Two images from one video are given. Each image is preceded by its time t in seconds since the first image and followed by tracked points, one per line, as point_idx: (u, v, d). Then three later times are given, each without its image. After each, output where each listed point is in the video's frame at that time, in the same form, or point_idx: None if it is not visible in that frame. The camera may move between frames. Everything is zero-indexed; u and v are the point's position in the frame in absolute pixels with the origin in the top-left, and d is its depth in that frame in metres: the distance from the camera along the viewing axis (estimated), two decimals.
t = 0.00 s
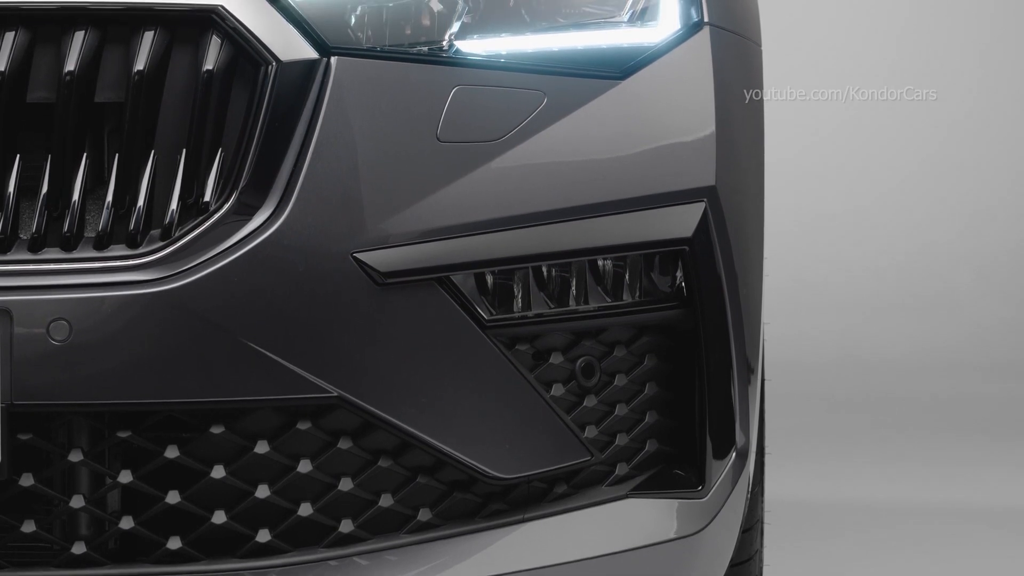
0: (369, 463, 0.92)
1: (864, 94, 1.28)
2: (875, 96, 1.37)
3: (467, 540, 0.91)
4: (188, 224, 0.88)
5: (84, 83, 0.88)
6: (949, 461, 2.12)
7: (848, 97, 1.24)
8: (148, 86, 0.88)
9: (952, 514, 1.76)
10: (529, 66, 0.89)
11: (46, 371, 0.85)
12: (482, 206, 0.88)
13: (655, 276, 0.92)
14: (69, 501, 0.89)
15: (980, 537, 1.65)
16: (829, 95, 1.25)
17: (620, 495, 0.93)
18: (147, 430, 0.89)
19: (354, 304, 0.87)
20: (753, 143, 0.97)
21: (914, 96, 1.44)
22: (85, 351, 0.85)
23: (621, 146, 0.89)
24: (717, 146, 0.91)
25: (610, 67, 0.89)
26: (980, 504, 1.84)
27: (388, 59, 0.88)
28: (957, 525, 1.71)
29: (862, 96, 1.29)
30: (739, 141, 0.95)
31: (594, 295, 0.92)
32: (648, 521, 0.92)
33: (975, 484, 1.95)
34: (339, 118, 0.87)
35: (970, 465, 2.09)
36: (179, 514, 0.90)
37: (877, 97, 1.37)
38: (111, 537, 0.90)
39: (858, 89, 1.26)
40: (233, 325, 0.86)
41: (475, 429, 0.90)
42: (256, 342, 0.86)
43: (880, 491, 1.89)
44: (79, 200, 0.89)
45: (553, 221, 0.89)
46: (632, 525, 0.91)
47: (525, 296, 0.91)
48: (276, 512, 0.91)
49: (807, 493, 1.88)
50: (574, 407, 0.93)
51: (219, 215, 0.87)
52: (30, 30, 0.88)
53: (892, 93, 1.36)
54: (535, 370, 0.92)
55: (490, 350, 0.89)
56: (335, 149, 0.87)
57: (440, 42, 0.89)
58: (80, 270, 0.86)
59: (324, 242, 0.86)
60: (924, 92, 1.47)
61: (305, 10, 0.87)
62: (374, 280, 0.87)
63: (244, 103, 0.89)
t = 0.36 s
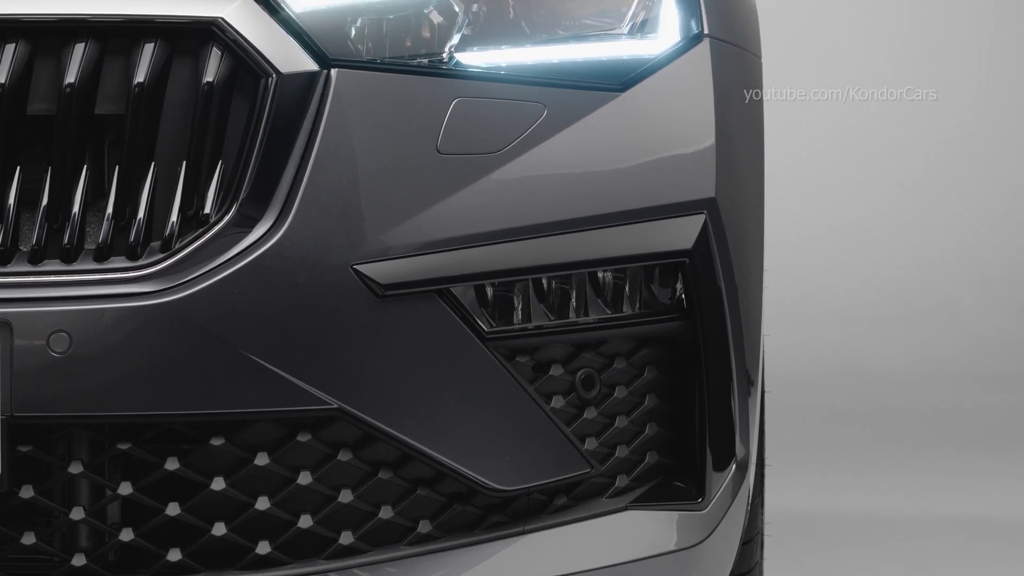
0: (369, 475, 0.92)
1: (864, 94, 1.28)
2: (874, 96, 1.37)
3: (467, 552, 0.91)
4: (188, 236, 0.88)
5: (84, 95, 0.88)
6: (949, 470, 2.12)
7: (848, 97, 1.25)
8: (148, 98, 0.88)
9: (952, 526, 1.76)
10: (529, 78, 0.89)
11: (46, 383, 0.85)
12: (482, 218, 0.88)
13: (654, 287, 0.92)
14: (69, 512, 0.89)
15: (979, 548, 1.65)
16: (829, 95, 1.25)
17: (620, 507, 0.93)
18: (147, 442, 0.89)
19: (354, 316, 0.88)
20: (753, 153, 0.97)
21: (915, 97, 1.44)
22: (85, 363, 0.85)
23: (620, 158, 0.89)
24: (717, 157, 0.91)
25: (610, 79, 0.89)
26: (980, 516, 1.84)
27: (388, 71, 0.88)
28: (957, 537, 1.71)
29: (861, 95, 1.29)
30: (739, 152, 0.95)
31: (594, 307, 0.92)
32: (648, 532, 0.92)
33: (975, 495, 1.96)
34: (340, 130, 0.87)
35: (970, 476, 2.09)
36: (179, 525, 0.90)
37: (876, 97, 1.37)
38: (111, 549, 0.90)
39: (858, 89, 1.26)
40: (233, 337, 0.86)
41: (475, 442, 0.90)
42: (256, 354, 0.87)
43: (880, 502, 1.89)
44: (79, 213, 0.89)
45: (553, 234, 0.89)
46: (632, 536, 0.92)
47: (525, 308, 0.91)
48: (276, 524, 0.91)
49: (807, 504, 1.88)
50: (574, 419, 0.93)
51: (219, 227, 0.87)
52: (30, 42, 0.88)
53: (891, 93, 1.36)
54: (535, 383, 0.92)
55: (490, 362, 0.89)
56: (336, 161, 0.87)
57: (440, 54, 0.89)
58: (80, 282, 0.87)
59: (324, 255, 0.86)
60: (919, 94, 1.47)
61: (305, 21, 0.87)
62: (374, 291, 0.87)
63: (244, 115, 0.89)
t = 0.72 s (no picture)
0: (369, 488, 0.92)
1: (864, 95, 1.29)
2: (874, 96, 1.38)
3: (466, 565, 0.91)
4: (188, 249, 0.88)
5: (84, 108, 0.88)
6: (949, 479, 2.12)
7: (848, 97, 1.26)
8: (148, 111, 0.88)
9: (951, 539, 1.76)
10: (529, 91, 0.89)
11: (46, 396, 0.85)
12: (482, 231, 0.88)
13: (654, 300, 0.92)
14: (68, 526, 0.89)
15: (978, 561, 1.65)
16: (829, 95, 1.26)
17: (620, 520, 0.93)
18: (147, 455, 0.89)
19: (355, 330, 0.88)
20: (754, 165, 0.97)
21: (914, 97, 1.46)
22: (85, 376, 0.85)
23: (621, 171, 0.89)
24: (716, 171, 0.91)
25: (610, 92, 0.89)
26: (981, 528, 1.84)
27: (388, 84, 0.88)
28: (958, 550, 1.71)
29: (860, 94, 1.30)
30: (739, 164, 0.95)
31: (594, 320, 0.92)
32: (648, 545, 0.92)
33: (975, 506, 1.96)
34: (340, 143, 0.87)
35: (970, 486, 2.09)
36: (179, 538, 0.90)
37: (876, 97, 1.37)
38: (111, 562, 0.90)
39: (858, 89, 1.27)
40: (233, 350, 0.86)
41: (476, 455, 0.90)
42: (257, 367, 0.87)
43: (879, 514, 1.89)
44: (79, 226, 0.89)
45: (553, 247, 0.89)
46: (632, 549, 0.92)
47: (525, 321, 0.91)
48: (276, 537, 0.91)
49: (806, 517, 1.88)
50: (574, 432, 0.93)
51: (218, 240, 0.87)
52: (30, 55, 0.88)
53: (891, 93, 1.37)
54: (535, 396, 0.92)
55: (490, 375, 0.89)
56: (336, 174, 0.87)
57: (440, 67, 0.89)
58: (80, 295, 0.87)
59: (324, 268, 0.86)
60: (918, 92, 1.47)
61: (305, 34, 0.88)
62: (374, 304, 0.87)
63: (244, 128, 0.89)
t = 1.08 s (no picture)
0: (369, 502, 0.92)
1: (863, 95, 1.31)
2: (874, 96, 1.41)
3: None
4: (188, 263, 0.88)
5: (84, 122, 0.88)
6: (948, 490, 2.12)
7: (848, 97, 1.28)
8: (148, 124, 0.88)
9: (949, 553, 1.76)
10: (529, 104, 0.89)
11: (46, 410, 0.86)
12: (482, 244, 0.88)
13: (654, 313, 0.92)
14: (69, 539, 0.90)
15: None
16: (828, 95, 1.28)
17: (620, 534, 0.93)
18: (147, 468, 0.89)
19: (355, 344, 0.88)
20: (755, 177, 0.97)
21: (911, 98, 1.51)
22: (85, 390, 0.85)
23: (621, 185, 0.89)
24: (716, 184, 0.91)
25: (610, 106, 0.89)
26: (981, 541, 1.84)
27: (388, 97, 0.88)
28: (957, 564, 1.71)
29: (859, 96, 1.32)
30: (739, 178, 0.95)
31: (594, 334, 0.92)
32: (648, 558, 0.92)
33: (974, 518, 1.96)
34: (340, 157, 0.87)
35: (970, 496, 2.10)
36: (179, 552, 0.91)
37: (875, 98, 1.40)
38: None
39: (858, 89, 1.30)
40: (233, 364, 0.86)
41: (476, 469, 0.90)
42: (256, 380, 0.87)
43: (878, 528, 1.89)
44: (79, 240, 0.89)
45: (553, 260, 0.89)
46: (632, 563, 0.92)
47: (525, 334, 0.91)
48: (276, 550, 0.91)
49: (805, 530, 1.88)
50: (574, 446, 0.93)
51: (218, 254, 0.87)
52: (31, 68, 0.88)
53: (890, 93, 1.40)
54: (535, 409, 0.92)
55: (491, 389, 0.89)
56: (336, 188, 0.87)
57: (440, 81, 0.89)
58: (80, 309, 0.87)
59: (324, 282, 0.87)
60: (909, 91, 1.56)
61: (304, 47, 0.88)
62: (374, 318, 0.87)
63: (244, 142, 0.89)
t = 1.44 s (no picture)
0: (369, 516, 0.92)
1: (864, 95, 1.37)
2: (875, 93, 1.45)
3: None
4: (188, 277, 0.88)
5: (85, 136, 0.88)
6: (947, 501, 2.12)
7: (847, 96, 1.32)
8: (149, 139, 0.88)
9: (948, 566, 1.77)
10: (529, 119, 0.89)
11: (45, 424, 0.86)
12: (482, 258, 0.88)
13: (655, 328, 0.92)
14: (69, 553, 0.90)
15: None
16: (829, 95, 1.33)
17: (620, 548, 0.93)
18: (148, 483, 0.89)
19: (355, 359, 0.88)
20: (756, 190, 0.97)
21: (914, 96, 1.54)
22: (85, 405, 0.85)
23: (621, 199, 0.89)
24: (717, 199, 0.91)
25: (610, 120, 0.90)
26: (980, 554, 1.84)
27: (388, 112, 0.88)
28: None
29: (848, 104, 1.44)
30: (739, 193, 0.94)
31: (594, 348, 0.92)
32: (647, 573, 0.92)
33: (973, 531, 1.96)
34: (340, 171, 0.87)
35: (969, 507, 2.10)
36: (179, 566, 0.91)
37: (876, 97, 1.47)
38: None
39: (858, 89, 1.33)
40: (233, 378, 0.86)
41: (476, 483, 0.90)
42: (257, 395, 0.87)
43: (877, 540, 1.89)
44: (80, 255, 0.90)
45: (553, 274, 0.89)
46: None
47: (525, 349, 0.91)
48: (276, 564, 0.91)
49: (805, 542, 1.88)
50: (574, 460, 0.93)
51: (218, 268, 0.87)
52: (31, 83, 0.88)
53: (890, 92, 1.44)
54: (535, 424, 0.92)
55: (491, 403, 0.89)
56: (336, 203, 0.87)
57: (440, 96, 0.89)
58: (80, 323, 0.87)
59: (325, 296, 0.87)
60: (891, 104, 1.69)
61: (305, 61, 0.88)
62: (374, 332, 0.87)
63: (244, 157, 0.89)
